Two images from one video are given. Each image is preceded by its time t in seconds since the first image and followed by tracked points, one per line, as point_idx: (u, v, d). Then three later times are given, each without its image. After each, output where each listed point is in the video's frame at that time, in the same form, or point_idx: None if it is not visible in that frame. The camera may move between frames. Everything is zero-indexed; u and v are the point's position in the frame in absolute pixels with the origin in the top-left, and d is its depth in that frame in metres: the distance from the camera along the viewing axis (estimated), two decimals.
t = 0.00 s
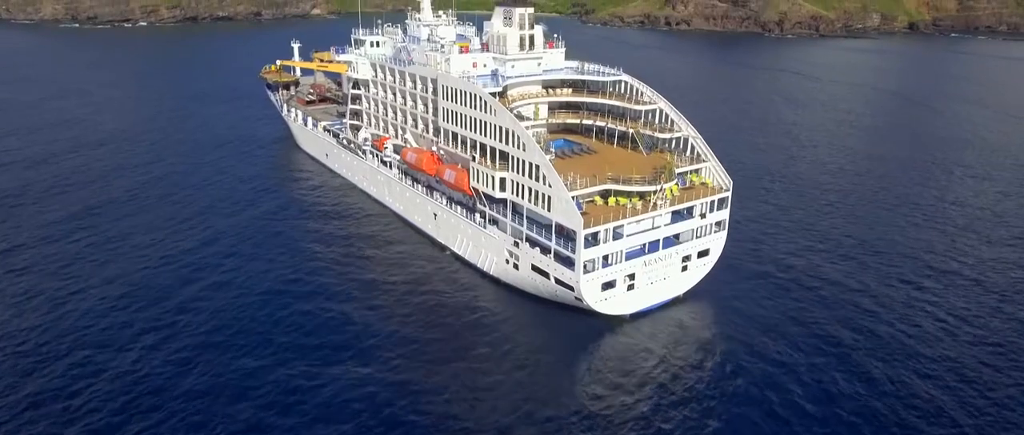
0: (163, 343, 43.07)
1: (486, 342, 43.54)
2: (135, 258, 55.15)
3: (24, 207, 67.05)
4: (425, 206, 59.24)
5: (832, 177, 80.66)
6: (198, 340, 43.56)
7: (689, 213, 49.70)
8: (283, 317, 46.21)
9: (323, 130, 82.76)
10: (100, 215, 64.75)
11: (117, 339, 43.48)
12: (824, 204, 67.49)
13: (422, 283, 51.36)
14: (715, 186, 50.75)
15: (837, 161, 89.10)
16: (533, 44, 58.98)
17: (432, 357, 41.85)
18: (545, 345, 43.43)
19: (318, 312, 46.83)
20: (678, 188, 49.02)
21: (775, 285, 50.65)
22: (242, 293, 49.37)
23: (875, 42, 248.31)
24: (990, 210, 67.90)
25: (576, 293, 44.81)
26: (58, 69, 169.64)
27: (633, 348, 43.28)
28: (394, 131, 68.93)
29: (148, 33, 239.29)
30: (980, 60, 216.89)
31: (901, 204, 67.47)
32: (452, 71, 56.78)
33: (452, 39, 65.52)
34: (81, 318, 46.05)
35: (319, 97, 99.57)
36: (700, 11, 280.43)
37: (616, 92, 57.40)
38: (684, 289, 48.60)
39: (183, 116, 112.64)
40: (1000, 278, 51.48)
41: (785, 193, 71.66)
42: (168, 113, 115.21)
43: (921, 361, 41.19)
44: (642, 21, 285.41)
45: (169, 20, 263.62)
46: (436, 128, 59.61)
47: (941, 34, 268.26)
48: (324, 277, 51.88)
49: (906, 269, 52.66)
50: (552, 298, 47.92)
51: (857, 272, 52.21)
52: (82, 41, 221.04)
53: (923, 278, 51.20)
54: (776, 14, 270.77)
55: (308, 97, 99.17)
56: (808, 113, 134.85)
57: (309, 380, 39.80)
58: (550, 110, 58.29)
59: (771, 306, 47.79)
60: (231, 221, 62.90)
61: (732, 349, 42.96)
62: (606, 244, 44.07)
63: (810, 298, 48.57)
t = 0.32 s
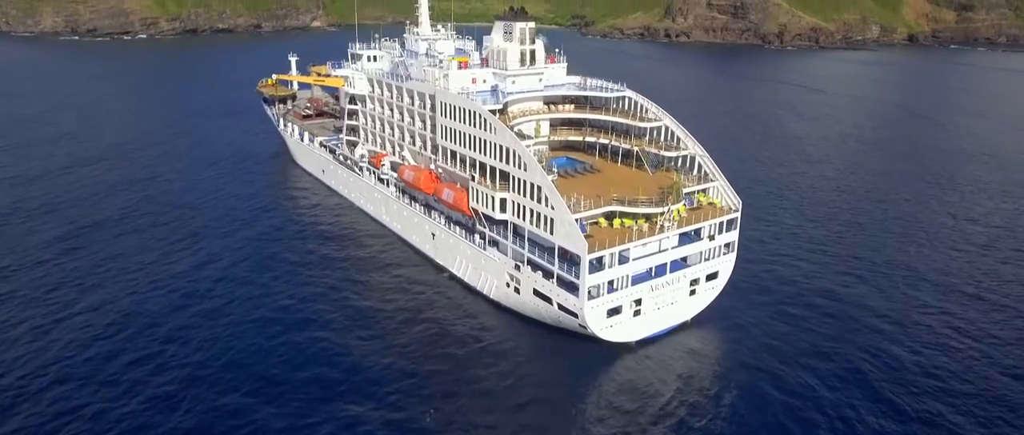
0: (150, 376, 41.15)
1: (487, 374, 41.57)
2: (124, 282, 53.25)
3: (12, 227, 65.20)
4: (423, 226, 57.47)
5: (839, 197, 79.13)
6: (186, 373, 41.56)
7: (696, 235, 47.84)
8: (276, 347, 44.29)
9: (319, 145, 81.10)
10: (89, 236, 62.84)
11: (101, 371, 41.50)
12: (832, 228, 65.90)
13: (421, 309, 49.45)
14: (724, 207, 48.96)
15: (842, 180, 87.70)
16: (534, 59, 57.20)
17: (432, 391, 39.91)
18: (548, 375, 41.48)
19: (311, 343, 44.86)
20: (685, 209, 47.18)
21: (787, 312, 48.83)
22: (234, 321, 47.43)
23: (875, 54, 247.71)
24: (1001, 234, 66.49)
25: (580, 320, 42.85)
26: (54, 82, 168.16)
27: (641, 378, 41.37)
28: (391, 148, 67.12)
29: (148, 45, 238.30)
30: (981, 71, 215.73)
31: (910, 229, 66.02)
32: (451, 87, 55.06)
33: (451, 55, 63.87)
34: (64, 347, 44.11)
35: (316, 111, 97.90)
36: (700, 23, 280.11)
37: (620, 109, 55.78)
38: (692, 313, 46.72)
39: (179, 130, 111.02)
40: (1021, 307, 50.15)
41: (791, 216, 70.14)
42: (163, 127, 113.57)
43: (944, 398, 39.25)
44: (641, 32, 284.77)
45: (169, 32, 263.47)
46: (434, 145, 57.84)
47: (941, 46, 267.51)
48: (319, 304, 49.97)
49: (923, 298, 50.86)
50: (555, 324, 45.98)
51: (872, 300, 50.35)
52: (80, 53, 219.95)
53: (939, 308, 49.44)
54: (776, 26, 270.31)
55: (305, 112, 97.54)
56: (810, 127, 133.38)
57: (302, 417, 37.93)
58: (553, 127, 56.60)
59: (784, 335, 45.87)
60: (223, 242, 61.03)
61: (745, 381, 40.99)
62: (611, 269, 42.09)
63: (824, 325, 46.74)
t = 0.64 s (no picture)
0: (134, 412, 39.20)
1: (489, 409, 39.74)
2: (111, 308, 51.36)
3: None
4: (421, 246, 55.71)
5: (847, 215, 77.35)
6: (172, 408, 39.64)
7: (704, 258, 45.96)
8: (268, 380, 42.41)
9: (315, 161, 79.42)
10: (77, 257, 61.01)
11: (84, 407, 39.56)
12: (842, 249, 64.07)
13: (419, 337, 47.58)
14: (733, 228, 47.13)
15: (849, 198, 85.99)
16: (535, 74, 55.42)
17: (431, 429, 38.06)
18: (550, 410, 39.56)
19: (304, 375, 42.98)
20: (693, 230, 45.30)
21: (799, 341, 46.97)
22: (223, 351, 45.51)
23: (875, 65, 247.08)
24: (1015, 255, 64.65)
25: (584, 349, 40.87)
26: (51, 95, 166.77)
27: (650, 412, 39.52)
28: (388, 166, 65.29)
29: (147, 58, 237.38)
30: (983, 83, 214.18)
31: (922, 251, 64.19)
32: (450, 104, 53.30)
33: (450, 70, 62.23)
34: (43, 380, 42.11)
35: (313, 126, 96.24)
36: (699, 36, 279.86)
37: (624, 126, 54.03)
38: (701, 340, 44.92)
39: (174, 145, 109.37)
40: None
41: (799, 236, 68.34)
42: (159, 142, 111.96)
43: None
44: (641, 44, 283.68)
45: (169, 45, 263.01)
46: (432, 163, 56.06)
47: (941, 57, 266.34)
48: (312, 332, 48.09)
49: (939, 327, 49.03)
50: (557, 351, 43.99)
51: (887, 330, 48.49)
52: (78, 66, 218.92)
53: (957, 338, 47.55)
54: (776, 38, 269.72)
55: (301, 127, 95.81)
56: (814, 140, 131.72)
57: None
58: (554, 145, 54.89)
59: (797, 367, 44.00)
60: (215, 264, 59.21)
61: (757, 419, 39.10)
62: (617, 295, 40.08)
63: (840, 356, 45.08)
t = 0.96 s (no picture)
0: None
1: None
2: (97, 334, 49.51)
3: None
4: (418, 268, 53.79)
5: (854, 233, 75.75)
6: None
7: (713, 283, 44.06)
8: (257, 416, 40.54)
9: (311, 178, 77.66)
10: (63, 279, 59.20)
11: None
12: (849, 273, 62.51)
13: (417, 366, 45.70)
14: (742, 251, 45.28)
15: (854, 217, 84.42)
16: (536, 90, 53.69)
17: None
18: None
19: (296, 410, 41.14)
20: (701, 254, 43.42)
21: (810, 374, 45.21)
22: (211, 383, 43.70)
23: (875, 77, 246.55)
24: None
25: (588, 380, 38.83)
26: (47, 108, 165.15)
27: None
28: (384, 183, 63.54)
29: (146, 70, 236.51)
30: (983, 95, 213.53)
31: (933, 275, 62.75)
32: (447, 121, 51.51)
33: (449, 85, 60.62)
34: (22, 414, 40.21)
35: (309, 140, 94.57)
36: (699, 48, 279.30)
37: (628, 144, 52.33)
38: (710, 368, 42.96)
39: (169, 159, 107.74)
40: None
41: (805, 257, 66.66)
42: (153, 155, 110.35)
43: None
44: (641, 56, 282.45)
45: (168, 57, 262.12)
46: (429, 182, 54.25)
47: (940, 69, 265.57)
48: (303, 361, 46.27)
49: (953, 361, 47.51)
50: (560, 381, 41.96)
51: (901, 362, 46.79)
52: (76, 78, 217.53)
53: (974, 373, 45.85)
54: (776, 50, 269.09)
55: (297, 141, 94.06)
56: (817, 152, 130.10)
57: None
58: (555, 163, 53.09)
59: (809, 401, 42.25)
60: (206, 287, 57.43)
61: None
62: (623, 325, 38.02)
63: (855, 390, 43.55)
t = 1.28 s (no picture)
0: None
1: None
2: (81, 363, 47.58)
3: None
4: (415, 290, 51.90)
5: (862, 251, 74.01)
6: None
7: (723, 309, 42.06)
8: None
9: (306, 194, 75.91)
10: (49, 302, 57.34)
11: None
12: (859, 295, 60.70)
13: (414, 397, 43.82)
14: (753, 274, 43.30)
15: (862, 233, 82.72)
16: (537, 106, 51.90)
17: None
18: None
19: None
20: (711, 278, 41.44)
21: (825, 408, 43.39)
22: (199, 417, 41.82)
23: (875, 88, 245.64)
24: None
25: (593, 414, 36.83)
26: (43, 120, 163.51)
27: None
28: (381, 201, 61.77)
29: (145, 82, 235.37)
30: (984, 106, 212.44)
31: (946, 298, 61.09)
32: (445, 139, 49.71)
33: (447, 101, 58.97)
34: None
35: (306, 156, 92.74)
36: (699, 59, 278.51)
37: (633, 162, 50.55)
38: (720, 398, 40.96)
39: (163, 174, 106.00)
40: None
41: (815, 277, 64.85)
42: (148, 170, 108.72)
43: None
44: (641, 67, 281.13)
45: (168, 69, 261.28)
46: (426, 202, 52.43)
47: (940, 80, 264.61)
48: (295, 393, 44.40)
49: (975, 393, 45.73)
50: (563, 412, 39.90)
51: (919, 394, 45.28)
52: (75, 91, 216.29)
53: (997, 406, 44.39)
54: (776, 61, 268.23)
55: (292, 157, 92.19)
56: (820, 164, 128.38)
57: None
58: (557, 182, 51.30)
59: None
60: (196, 311, 55.58)
61: None
62: (630, 355, 36.00)
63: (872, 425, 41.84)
